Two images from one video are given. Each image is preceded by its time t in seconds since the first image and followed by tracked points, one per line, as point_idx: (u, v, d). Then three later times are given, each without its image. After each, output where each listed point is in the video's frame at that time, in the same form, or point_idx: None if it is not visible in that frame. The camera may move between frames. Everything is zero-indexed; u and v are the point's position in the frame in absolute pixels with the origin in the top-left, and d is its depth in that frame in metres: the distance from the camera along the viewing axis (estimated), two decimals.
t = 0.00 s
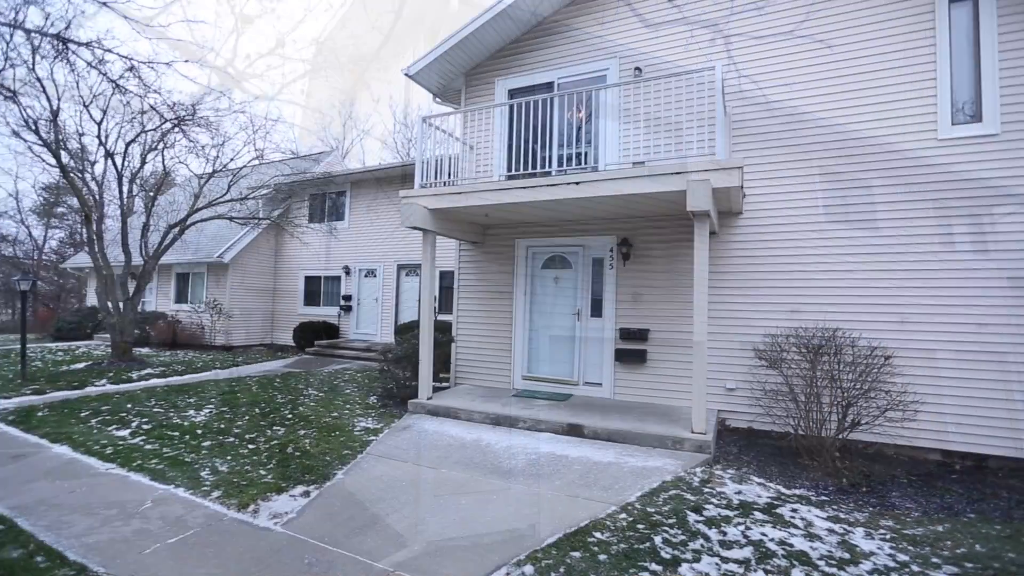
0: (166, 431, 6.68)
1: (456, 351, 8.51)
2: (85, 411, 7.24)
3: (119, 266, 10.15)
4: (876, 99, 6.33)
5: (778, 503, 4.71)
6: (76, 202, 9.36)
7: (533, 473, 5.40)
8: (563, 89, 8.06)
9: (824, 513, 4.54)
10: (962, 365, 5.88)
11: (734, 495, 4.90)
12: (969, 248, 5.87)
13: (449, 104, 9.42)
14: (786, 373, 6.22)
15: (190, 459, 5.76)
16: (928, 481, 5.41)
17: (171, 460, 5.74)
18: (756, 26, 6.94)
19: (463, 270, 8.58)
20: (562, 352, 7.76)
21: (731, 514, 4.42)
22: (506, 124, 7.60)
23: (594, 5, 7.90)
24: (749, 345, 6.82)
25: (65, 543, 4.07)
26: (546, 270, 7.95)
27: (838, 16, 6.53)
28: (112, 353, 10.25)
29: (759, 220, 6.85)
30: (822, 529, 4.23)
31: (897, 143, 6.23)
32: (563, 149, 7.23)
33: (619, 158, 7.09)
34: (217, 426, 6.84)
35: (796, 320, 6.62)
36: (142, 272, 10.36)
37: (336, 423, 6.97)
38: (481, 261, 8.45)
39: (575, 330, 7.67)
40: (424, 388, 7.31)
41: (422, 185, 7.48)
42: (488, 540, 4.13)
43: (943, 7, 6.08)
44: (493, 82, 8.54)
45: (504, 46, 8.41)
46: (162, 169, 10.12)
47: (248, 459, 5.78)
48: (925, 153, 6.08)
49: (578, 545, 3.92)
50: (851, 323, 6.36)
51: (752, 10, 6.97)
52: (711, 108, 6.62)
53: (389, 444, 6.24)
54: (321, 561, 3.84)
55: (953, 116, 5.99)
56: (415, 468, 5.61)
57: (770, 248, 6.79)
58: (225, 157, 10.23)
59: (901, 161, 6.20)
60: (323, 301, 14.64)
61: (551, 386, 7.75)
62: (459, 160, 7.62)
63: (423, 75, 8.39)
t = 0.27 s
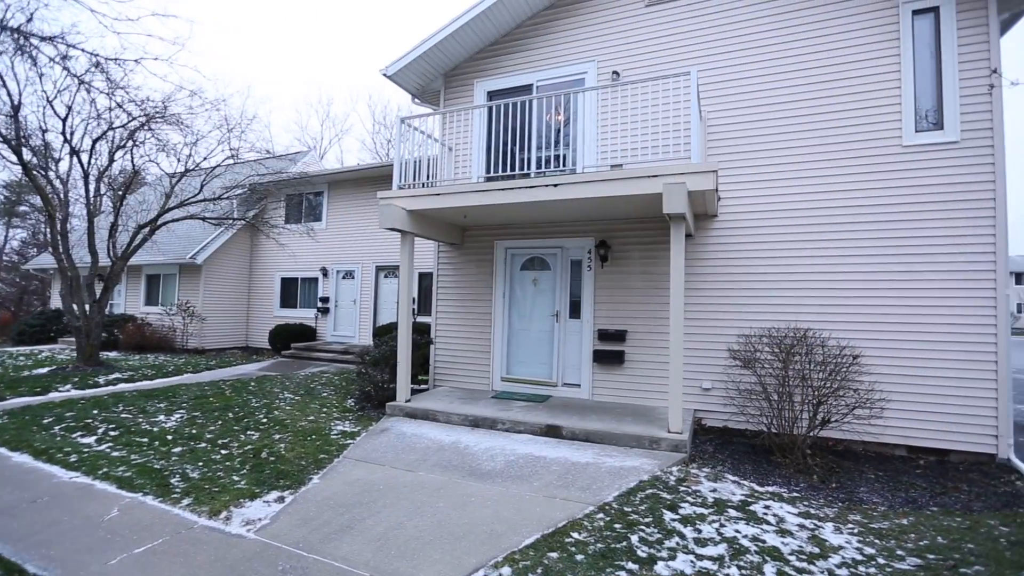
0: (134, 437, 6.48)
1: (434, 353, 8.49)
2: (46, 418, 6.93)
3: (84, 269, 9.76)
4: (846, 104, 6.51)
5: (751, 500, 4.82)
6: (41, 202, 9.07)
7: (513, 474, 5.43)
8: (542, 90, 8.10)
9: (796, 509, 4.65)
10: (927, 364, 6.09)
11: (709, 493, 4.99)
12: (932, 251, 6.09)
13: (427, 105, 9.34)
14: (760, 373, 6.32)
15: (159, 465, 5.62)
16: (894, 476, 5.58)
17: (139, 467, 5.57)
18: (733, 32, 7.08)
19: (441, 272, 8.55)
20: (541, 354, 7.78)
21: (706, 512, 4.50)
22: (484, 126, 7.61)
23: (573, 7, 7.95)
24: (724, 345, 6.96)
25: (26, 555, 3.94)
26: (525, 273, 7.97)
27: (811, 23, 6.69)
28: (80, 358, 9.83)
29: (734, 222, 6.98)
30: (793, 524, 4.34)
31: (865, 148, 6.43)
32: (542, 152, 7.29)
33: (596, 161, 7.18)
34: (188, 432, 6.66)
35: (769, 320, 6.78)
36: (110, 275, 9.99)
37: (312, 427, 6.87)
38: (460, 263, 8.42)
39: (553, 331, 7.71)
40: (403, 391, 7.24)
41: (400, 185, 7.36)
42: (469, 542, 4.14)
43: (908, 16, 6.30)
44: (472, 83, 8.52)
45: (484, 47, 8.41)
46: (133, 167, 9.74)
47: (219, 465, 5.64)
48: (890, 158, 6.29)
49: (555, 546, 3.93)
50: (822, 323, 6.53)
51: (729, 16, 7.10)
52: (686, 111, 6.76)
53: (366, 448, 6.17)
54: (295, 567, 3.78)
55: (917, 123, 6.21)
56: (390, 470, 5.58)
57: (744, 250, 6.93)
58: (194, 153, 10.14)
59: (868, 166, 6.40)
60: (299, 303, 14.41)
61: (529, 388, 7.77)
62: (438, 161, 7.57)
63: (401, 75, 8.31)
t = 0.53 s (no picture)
0: (99, 445, 6.27)
1: (412, 356, 8.43)
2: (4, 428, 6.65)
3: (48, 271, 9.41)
4: (815, 110, 6.69)
5: (726, 497, 4.91)
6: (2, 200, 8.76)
7: (490, 476, 5.42)
8: (519, 93, 8.13)
9: (769, 506, 4.76)
10: (892, 362, 6.30)
11: (685, 491, 5.06)
12: (897, 253, 6.31)
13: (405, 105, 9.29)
14: (734, 372, 6.44)
15: (124, 473, 5.45)
16: (862, 472, 5.75)
17: (104, 476, 5.38)
18: (705, 37, 7.21)
19: (419, 273, 8.49)
20: (520, 355, 7.81)
21: (682, 510, 4.57)
22: (462, 127, 7.60)
23: (550, 11, 8.01)
24: (700, 345, 7.09)
25: None
26: (503, 274, 7.99)
27: (782, 32, 6.87)
28: (42, 364, 9.49)
29: (708, 224, 7.11)
30: (766, 521, 4.43)
31: (834, 155, 6.61)
32: (520, 154, 7.31)
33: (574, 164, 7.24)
34: (158, 438, 6.47)
35: (743, 321, 6.92)
36: (76, 278, 9.67)
37: (287, 432, 6.74)
38: (438, 264, 8.40)
39: (531, 332, 7.74)
40: (380, 395, 7.18)
41: (377, 186, 7.31)
42: (445, 543, 4.13)
43: (873, 27, 6.52)
44: (450, 85, 8.51)
45: (461, 49, 8.41)
46: (100, 166, 9.45)
47: (190, 472, 5.50)
48: (857, 163, 6.50)
49: (533, 548, 3.94)
50: (794, 323, 6.70)
51: (704, 22, 7.23)
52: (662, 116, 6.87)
53: (343, 452, 6.09)
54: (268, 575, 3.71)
55: (883, 130, 6.43)
56: (368, 473, 5.55)
57: (718, 253, 7.07)
58: (167, 152, 9.90)
59: (836, 170, 6.59)
60: (275, 305, 14.16)
61: (508, 390, 7.78)
62: (416, 163, 7.52)
63: (379, 74, 8.25)
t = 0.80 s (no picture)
0: (62, 453, 6.05)
1: (390, 358, 8.35)
2: None
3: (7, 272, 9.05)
4: (786, 116, 6.87)
5: (701, 496, 4.99)
6: None
7: (468, 479, 5.39)
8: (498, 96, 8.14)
9: (742, 504, 4.85)
10: (861, 362, 6.49)
11: (661, 491, 5.12)
12: (865, 255, 6.51)
13: (383, 105, 9.23)
14: (709, 373, 6.55)
15: (88, 482, 5.26)
16: (832, 469, 5.90)
17: (67, 485, 5.19)
18: (680, 43, 7.33)
19: (396, 275, 8.42)
20: (499, 357, 7.81)
21: (658, 510, 4.62)
22: (440, 129, 7.57)
23: (528, 14, 8.05)
24: (676, 346, 7.19)
25: None
26: (482, 276, 7.99)
27: (754, 40, 7.03)
28: None
29: (684, 227, 7.22)
30: (739, 518, 4.52)
31: (805, 160, 6.78)
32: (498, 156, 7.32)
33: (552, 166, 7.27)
34: (125, 445, 6.26)
35: (717, 322, 7.05)
36: (38, 279, 9.31)
37: (261, 437, 6.60)
38: (415, 266, 8.35)
39: (510, 334, 7.75)
40: (357, 399, 7.10)
41: (354, 187, 7.24)
42: (422, 547, 4.10)
43: (841, 37, 6.72)
44: (429, 86, 8.47)
45: (439, 50, 8.38)
46: (64, 164, 9.14)
47: (159, 480, 5.33)
48: (827, 168, 6.68)
49: (511, 550, 3.94)
50: (767, 324, 6.85)
51: (679, 28, 7.35)
52: (638, 119, 6.95)
53: (318, 456, 5.98)
54: None
55: (851, 136, 6.63)
56: (343, 477, 5.47)
57: (693, 256, 7.18)
58: (136, 150, 9.65)
59: (807, 175, 6.76)
60: (249, 307, 13.88)
61: (487, 392, 7.78)
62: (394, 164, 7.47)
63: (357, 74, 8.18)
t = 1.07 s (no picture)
0: (23, 461, 5.81)
1: (368, 361, 8.26)
2: None
3: None
4: (760, 122, 7.03)
5: (677, 495, 5.05)
6: None
7: (446, 482, 5.36)
8: (477, 98, 8.14)
9: (718, 502, 4.93)
10: (833, 361, 6.67)
11: (639, 491, 5.18)
12: (835, 258, 6.70)
13: (361, 106, 9.16)
14: (686, 373, 6.64)
15: (51, 492, 5.07)
16: (804, 467, 6.04)
17: (28, 496, 4.99)
18: (657, 49, 7.45)
19: (375, 277, 8.34)
20: (479, 360, 7.80)
21: (636, 510, 4.66)
22: (419, 130, 7.54)
23: (508, 17, 8.07)
24: (653, 347, 7.28)
25: None
26: (461, 278, 7.97)
27: (729, 47, 7.18)
28: None
29: (662, 230, 7.32)
30: (715, 517, 4.59)
31: (777, 165, 6.95)
32: (478, 158, 7.32)
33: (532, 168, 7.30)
34: (90, 453, 6.05)
35: (694, 324, 7.16)
36: None
37: (235, 442, 6.45)
38: (393, 268, 8.29)
39: (489, 336, 7.75)
40: (334, 403, 7.00)
41: (332, 188, 7.17)
42: (400, 550, 4.07)
43: (812, 46, 6.91)
44: (408, 87, 8.42)
45: (419, 51, 8.35)
46: (28, 161, 8.81)
47: (126, 488, 5.17)
48: (799, 173, 6.86)
49: (489, 553, 3.94)
50: (741, 325, 6.99)
51: (656, 34, 7.46)
52: (616, 123, 7.03)
53: (294, 461, 5.88)
54: None
55: (821, 142, 6.82)
56: (319, 482, 5.38)
57: (670, 258, 7.29)
58: (106, 148, 9.49)
59: (780, 180, 6.92)
60: (223, 310, 13.58)
61: (466, 394, 7.75)
62: (372, 165, 7.40)
63: (334, 73, 8.10)
